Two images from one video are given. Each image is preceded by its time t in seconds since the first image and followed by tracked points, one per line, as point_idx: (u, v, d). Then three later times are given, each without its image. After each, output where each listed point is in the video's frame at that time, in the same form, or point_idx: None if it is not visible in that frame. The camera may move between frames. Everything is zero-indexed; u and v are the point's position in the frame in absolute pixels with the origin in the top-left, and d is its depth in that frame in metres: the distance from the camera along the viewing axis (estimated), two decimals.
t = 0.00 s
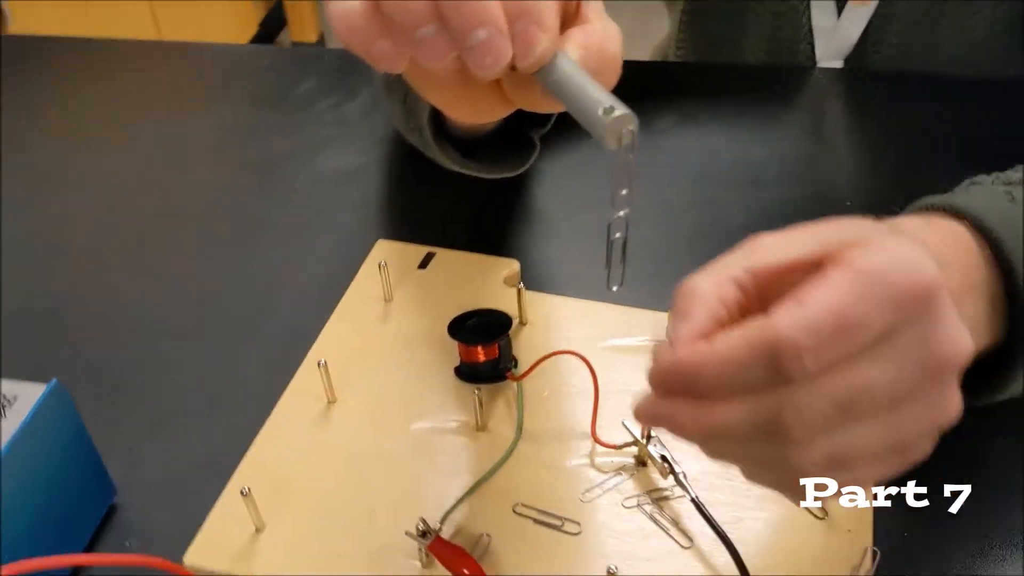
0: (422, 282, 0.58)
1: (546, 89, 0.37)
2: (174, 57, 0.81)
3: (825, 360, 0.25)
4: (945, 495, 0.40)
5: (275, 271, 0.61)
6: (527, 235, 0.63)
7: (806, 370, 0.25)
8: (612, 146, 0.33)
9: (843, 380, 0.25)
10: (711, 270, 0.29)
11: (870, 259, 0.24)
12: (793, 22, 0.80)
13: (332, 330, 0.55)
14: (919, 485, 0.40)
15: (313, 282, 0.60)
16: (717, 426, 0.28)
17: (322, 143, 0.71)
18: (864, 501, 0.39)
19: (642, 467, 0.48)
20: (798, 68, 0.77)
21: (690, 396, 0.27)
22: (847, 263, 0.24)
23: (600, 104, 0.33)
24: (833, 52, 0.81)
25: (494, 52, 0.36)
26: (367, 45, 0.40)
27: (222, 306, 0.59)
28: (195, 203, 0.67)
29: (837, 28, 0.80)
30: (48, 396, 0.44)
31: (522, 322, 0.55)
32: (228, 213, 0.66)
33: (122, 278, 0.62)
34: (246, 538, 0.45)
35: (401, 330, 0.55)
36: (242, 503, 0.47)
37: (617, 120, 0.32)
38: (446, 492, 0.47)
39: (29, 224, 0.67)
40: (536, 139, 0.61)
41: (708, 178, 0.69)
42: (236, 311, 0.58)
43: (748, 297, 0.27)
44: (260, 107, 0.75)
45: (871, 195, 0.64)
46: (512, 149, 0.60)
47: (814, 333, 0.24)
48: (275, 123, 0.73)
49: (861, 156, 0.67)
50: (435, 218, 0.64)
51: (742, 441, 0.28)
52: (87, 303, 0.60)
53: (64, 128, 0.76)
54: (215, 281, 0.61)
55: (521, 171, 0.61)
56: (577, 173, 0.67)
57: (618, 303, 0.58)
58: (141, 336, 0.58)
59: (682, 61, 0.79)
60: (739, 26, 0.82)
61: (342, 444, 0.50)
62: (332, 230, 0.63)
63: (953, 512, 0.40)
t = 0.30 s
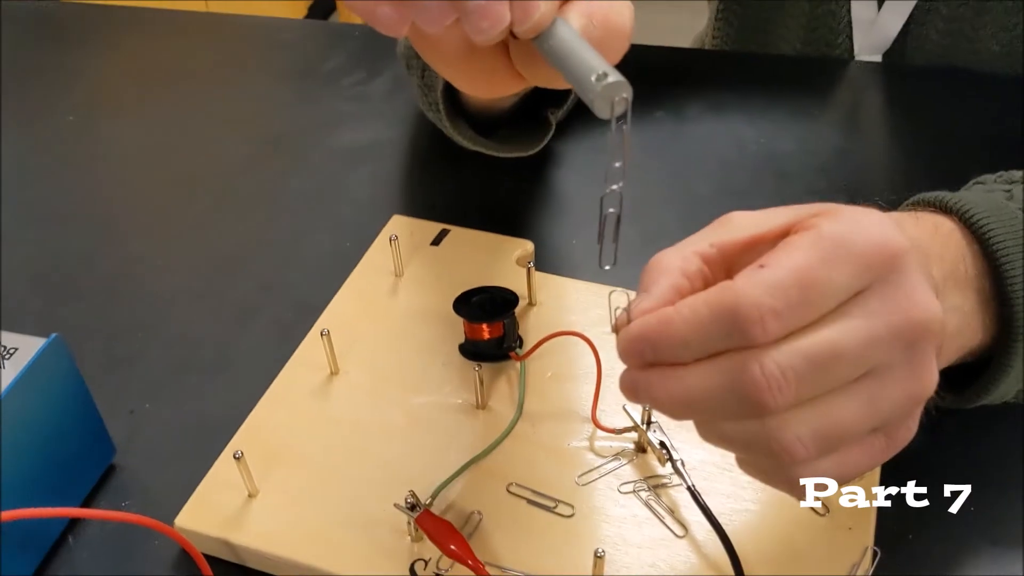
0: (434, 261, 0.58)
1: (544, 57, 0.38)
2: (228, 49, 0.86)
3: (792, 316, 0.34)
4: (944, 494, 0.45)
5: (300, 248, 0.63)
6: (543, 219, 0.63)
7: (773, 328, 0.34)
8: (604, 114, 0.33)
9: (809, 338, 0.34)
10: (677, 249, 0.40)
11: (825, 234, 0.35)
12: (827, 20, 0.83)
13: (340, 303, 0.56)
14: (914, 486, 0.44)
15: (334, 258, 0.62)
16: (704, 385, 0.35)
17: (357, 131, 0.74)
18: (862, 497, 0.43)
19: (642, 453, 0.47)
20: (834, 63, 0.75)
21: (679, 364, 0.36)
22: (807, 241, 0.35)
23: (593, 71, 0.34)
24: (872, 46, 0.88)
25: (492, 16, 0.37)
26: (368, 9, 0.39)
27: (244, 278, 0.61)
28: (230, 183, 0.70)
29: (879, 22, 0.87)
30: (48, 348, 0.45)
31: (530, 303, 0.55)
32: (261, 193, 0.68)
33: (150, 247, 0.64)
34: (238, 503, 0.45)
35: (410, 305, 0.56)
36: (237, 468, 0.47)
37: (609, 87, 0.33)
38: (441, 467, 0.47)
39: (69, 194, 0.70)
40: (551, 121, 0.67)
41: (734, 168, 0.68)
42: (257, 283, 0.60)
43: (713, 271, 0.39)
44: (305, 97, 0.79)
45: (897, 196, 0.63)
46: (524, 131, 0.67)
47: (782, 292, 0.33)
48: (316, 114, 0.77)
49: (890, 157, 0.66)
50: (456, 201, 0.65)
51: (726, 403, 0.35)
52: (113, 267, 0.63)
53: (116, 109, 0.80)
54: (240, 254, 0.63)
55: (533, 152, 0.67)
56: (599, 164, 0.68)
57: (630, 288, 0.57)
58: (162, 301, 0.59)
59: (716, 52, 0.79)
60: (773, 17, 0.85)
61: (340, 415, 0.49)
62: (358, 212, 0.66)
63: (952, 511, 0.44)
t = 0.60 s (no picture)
0: (457, 264, 0.59)
1: (566, 63, 0.38)
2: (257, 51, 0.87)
3: (809, 297, 0.35)
4: (944, 494, 0.45)
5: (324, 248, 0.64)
6: (566, 224, 0.63)
7: (790, 309, 0.35)
8: (623, 120, 0.34)
9: (826, 319, 0.35)
10: (695, 238, 0.42)
11: (842, 220, 0.36)
12: (854, 31, 0.84)
13: (364, 304, 0.56)
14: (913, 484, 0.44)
15: (358, 258, 0.63)
16: (720, 367, 0.36)
17: (383, 133, 0.75)
18: (863, 497, 0.44)
19: (661, 459, 0.47)
20: (860, 74, 0.75)
21: (696, 347, 0.36)
22: (823, 228, 0.36)
23: (614, 78, 0.34)
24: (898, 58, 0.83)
25: (515, 22, 0.37)
26: (393, 15, 0.39)
27: (269, 277, 0.62)
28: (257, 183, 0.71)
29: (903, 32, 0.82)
30: (78, 341, 0.46)
31: (552, 307, 0.55)
32: (287, 193, 0.69)
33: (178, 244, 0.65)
34: (261, 499, 0.46)
35: (432, 307, 0.56)
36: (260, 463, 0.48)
37: (627, 93, 0.33)
38: (460, 469, 0.47)
39: (100, 191, 0.72)
40: (576, 127, 0.67)
41: (758, 175, 0.68)
42: (282, 282, 0.61)
43: (730, 260, 0.40)
44: (332, 99, 0.80)
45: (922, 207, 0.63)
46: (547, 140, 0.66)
47: (799, 273, 0.34)
48: (343, 116, 0.77)
49: (915, 168, 0.66)
50: (479, 204, 0.66)
51: (742, 386, 0.36)
52: (141, 264, 0.64)
53: (147, 108, 0.81)
54: (266, 253, 0.64)
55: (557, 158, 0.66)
56: (623, 170, 0.68)
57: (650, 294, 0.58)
58: (189, 298, 0.60)
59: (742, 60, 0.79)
60: (800, 27, 0.85)
61: (363, 414, 0.50)
62: (383, 214, 0.66)
63: (952, 510, 0.44)
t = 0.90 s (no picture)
0: (483, 279, 0.59)
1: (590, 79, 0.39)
2: (289, 69, 0.89)
3: (832, 316, 0.35)
4: (944, 495, 0.46)
5: (353, 262, 0.65)
6: (591, 241, 0.64)
7: (812, 328, 0.35)
8: (647, 135, 0.34)
9: (849, 339, 0.35)
10: (719, 257, 0.42)
11: (864, 239, 0.36)
12: (882, 51, 0.85)
13: (390, 317, 0.57)
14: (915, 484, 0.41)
15: (385, 273, 0.64)
16: (743, 386, 0.36)
17: (411, 150, 0.76)
18: (862, 497, 0.43)
19: (684, 476, 0.47)
20: (888, 95, 0.76)
21: (718, 366, 0.37)
22: (846, 247, 0.36)
23: (638, 93, 0.35)
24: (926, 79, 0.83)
25: (541, 39, 0.37)
26: (421, 30, 0.40)
27: (298, 290, 0.63)
28: (287, 197, 0.72)
29: (932, 54, 0.82)
30: (111, 351, 0.47)
31: (577, 323, 0.56)
32: (316, 208, 0.70)
33: (209, 256, 0.67)
34: (287, 509, 0.47)
35: (458, 320, 0.57)
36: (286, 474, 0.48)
37: (652, 109, 0.34)
38: (484, 483, 0.47)
39: (134, 203, 0.73)
40: (602, 144, 0.68)
41: (784, 195, 0.68)
42: (311, 295, 0.62)
43: (754, 278, 0.40)
44: (361, 116, 0.81)
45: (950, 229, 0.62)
46: (574, 155, 0.68)
47: (821, 293, 0.35)
48: (372, 132, 0.79)
49: (944, 189, 0.66)
50: (505, 221, 0.66)
51: (765, 405, 0.36)
52: (173, 276, 0.65)
53: (180, 122, 0.83)
54: (295, 266, 0.65)
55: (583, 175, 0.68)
56: (648, 189, 0.68)
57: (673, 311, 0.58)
58: (219, 309, 0.62)
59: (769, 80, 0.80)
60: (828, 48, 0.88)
61: (388, 427, 0.50)
62: (410, 229, 0.67)
63: (951, 510, 0.45)
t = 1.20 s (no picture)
0: (496, 303, 0.60)
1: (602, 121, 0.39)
2: (306, 90, 0.91)
3: (838, 356, 0.35)
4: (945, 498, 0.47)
5: (372, 285, 0.66)
6: (603, 270, 0.65)
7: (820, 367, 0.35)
8: (657, 178, 0.34)
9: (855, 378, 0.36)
10: (729, 294, 0.42)
11: (872, 279, 0.37)
12: (894, 75, 0.89)
13: (405, 341, 0.58)
14: (919, 486, 0.38)
15: (402, 296, 0.65)
16: (752, 424, 0.36)
17: (428, 173, 0.78)
18: (863, 497, 0.38)
19: (695, 504, 0.47)
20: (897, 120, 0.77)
21: (727, 403, 0.37)
22: (853, 286, 0.37)
23: (649, 138, 0.35)
24: (937, 104, 0.87)
25: (554, 81, 0.41)
26: (440, 70, 0.45)
27: (316, 312, 0.64)
28: (306, 220, 0.73)
29: (943, 80, 0.86)
30: (131, 378, 0.47)
31: (590, 349, 0.56)
32: (335, 231, 0.72)
33: (226, 278, 0.68)
34: (302, 533, 0.47)
35: (471, 345, 0.58)
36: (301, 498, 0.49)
37: (662, 152, 0.34)
38: (497, 510, 0.48)
39: (153, 224, 0.74)
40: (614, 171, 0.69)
41: (796, 220, 0.69)
42: (329, 317, 0.63)
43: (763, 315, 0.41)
44: (378, 138, 0.83)
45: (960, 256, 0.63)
46: (588, 182, 0.69)
47: (829, 333, 0.35)
48: (389, 155, 0.80)
49: (953, 215, 0.67)
50: (521, 248, 0.68)
51: (773, 443, 0.36)
52: (191, 297, 0.66)
53: (199, 143, 0.85)
54: (314, 289, 0.66)
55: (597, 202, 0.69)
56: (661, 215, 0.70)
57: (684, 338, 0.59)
58: (236, 332, 0.63)
59: (779, 105, 0.81)
60: (840, 71, 0.92)
61: (403, 452, 0.51)
62: (427, 254, 0.69)
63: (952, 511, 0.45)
